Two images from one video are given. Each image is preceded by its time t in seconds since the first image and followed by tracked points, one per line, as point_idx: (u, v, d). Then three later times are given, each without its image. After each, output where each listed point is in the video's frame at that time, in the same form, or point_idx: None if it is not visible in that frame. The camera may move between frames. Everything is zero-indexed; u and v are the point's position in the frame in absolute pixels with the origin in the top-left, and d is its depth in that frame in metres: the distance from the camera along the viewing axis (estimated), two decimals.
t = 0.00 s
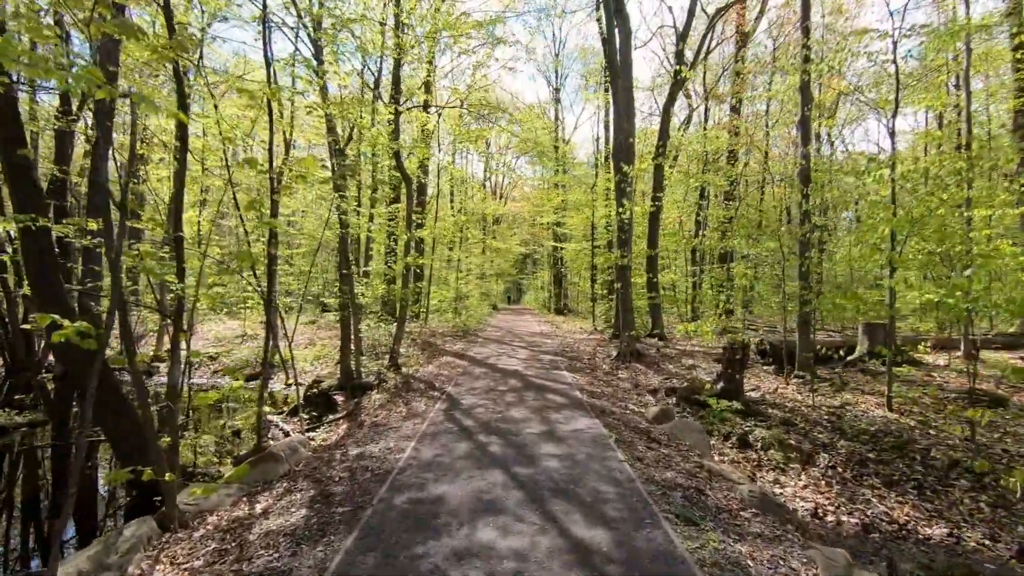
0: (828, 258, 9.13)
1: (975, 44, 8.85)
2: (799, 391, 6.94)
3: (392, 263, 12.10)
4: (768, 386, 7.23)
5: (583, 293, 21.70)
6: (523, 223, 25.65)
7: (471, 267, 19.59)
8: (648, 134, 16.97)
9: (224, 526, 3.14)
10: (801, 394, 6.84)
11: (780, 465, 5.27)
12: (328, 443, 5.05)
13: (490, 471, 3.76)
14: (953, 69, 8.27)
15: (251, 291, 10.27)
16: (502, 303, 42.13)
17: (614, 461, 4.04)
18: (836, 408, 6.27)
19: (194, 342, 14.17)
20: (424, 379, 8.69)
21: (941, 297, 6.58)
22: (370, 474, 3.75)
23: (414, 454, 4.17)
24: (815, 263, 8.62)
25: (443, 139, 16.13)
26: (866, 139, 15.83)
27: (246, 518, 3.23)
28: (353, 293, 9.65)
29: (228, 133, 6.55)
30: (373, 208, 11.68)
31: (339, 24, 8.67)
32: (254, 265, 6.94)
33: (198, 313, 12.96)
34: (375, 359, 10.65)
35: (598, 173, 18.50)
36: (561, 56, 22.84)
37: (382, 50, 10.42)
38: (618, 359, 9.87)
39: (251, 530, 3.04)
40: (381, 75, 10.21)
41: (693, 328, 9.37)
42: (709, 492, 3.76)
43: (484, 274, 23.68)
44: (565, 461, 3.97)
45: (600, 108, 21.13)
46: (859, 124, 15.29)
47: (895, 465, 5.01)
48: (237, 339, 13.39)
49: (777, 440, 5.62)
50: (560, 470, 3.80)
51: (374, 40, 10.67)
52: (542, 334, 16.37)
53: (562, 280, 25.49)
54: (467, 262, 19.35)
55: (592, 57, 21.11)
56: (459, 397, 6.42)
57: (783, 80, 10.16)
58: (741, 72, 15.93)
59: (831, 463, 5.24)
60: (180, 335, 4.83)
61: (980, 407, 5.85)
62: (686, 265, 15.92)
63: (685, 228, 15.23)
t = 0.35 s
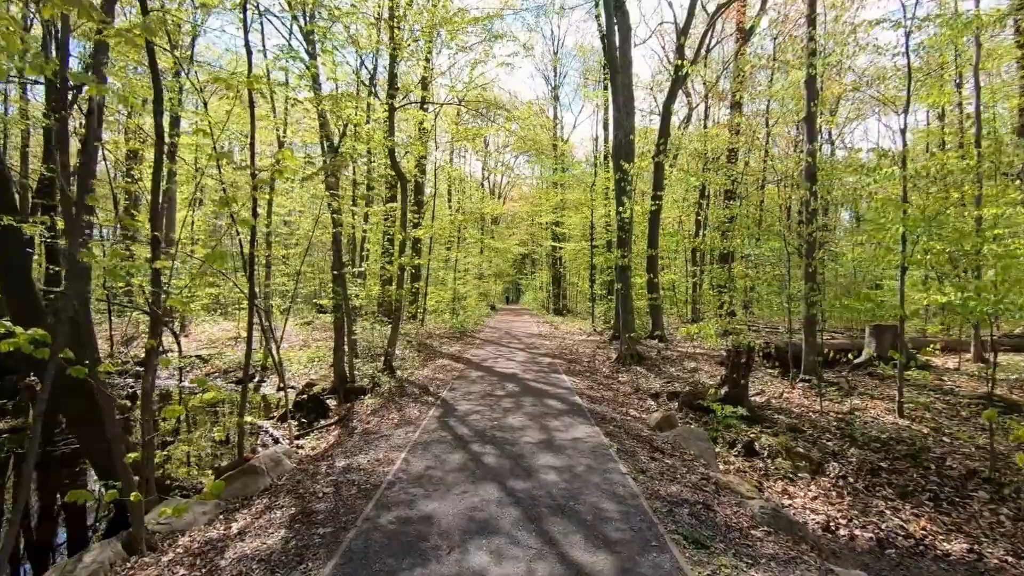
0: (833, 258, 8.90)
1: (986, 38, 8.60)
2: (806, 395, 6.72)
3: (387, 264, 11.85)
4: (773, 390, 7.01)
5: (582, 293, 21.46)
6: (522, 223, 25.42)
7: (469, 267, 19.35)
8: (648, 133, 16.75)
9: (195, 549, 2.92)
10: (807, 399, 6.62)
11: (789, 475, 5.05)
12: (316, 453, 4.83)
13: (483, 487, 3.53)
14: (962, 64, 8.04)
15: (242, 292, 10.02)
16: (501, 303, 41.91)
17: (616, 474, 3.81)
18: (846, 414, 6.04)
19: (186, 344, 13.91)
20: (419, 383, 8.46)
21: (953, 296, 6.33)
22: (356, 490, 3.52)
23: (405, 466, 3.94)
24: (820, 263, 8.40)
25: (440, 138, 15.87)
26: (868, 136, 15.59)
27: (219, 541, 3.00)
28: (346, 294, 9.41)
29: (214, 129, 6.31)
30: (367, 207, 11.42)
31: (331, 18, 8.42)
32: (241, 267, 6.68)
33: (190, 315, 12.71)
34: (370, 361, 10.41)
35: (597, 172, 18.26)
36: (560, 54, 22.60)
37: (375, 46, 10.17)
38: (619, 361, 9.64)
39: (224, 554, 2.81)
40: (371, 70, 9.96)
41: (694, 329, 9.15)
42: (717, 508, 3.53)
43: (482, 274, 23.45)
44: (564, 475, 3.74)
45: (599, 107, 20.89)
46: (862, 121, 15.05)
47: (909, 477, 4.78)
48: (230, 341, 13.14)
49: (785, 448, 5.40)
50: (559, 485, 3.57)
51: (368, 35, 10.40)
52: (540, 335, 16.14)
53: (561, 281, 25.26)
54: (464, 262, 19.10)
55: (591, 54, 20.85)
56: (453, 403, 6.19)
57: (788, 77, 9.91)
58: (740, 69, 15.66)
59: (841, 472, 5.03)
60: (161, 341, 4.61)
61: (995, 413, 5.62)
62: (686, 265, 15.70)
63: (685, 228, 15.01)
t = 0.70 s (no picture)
0: (839, 257, 8.69)
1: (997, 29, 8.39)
2: (814, 397, 6.50)
3: (383, 262, 11.62)
4: (780, 392, 6.81)
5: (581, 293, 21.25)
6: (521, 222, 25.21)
7: (467, 267, 19.14)
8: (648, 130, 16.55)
9: (167, 566, 2.70)
10: (815, 400, 6.41)
11: (799, 480, 4.84)
12: (304, 458, 4.60)
13: (480, 496, 3.31)
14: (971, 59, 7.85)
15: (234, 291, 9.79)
16: (500, 303, 41.72)
17: (621, 482, 3.59)
18: (856, 416, 5.83)
19: (179, 344, 13.66)
20: (415, 384, 8.24)
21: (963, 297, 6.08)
22: (345, 500, 3.30)
23: (396, 473, 3.72)
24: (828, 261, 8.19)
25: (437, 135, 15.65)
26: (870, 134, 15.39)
27: (193, 557, 2.77)
28: (340, 293, 9.17)
29: (202, 122, 6.09)
30: (363, 204, 11.18)
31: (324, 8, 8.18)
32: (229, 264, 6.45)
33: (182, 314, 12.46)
34: (365, 361, 10.18)
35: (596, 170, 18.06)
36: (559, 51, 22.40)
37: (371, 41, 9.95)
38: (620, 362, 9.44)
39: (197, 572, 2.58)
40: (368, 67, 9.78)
41: (697, 329, 8.95)
42: (729, 519, 3.32)
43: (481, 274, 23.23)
44: (565, 484, 3.52)
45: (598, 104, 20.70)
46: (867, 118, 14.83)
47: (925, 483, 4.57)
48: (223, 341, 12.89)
49: (794, 452, 5.19)
50: (560, 494, 3.35)
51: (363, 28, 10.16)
52: (540, 334, 15.92)
53: (560, 280, 25.05)
54: (463, 261, 18.89)
55: (591, 52, 20.65)
56: (449, 405, 5.97)
57: (793, 71, 9.70)
58: (741, 65, 15.44)
59: (854, 477, 4.81)
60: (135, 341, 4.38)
61: (1012, 416, 5.41)
62: (687, 264, 15.49)
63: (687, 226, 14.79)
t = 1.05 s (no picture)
0: (845, 256, 8.47)
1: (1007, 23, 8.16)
2: (823, 402, 6.29)
3: (378, 262, 11.38)
4: (786, 396, 6.59)
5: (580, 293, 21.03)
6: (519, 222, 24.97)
7: (465, 267, 18.91)
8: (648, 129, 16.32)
9: None
10: (824, 405, 6.19)
11: (810, 491, 4.61)
12: (291, 468, 4.36)
13: (474, 514, 3.07)
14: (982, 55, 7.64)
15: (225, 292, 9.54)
16: (498, 303, 41.48)
17: (626, 497, 3.36)
18: (867, 422, 5.61)
19: (170, 345, 13.40)
20: (410, 388, 8.00)
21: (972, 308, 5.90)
22: (329, 518, 3.06)
23: (385, 488, 3.49)
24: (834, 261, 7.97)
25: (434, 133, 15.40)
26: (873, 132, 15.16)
27: None
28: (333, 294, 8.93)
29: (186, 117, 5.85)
30: (357, 202, 10.93)
31: None
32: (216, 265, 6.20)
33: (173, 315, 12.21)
34: (360, 364, 9.94)
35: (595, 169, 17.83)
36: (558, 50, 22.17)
37: (366, 37, 9.71)
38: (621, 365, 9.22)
39: None
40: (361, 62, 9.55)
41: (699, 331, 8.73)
42: (742, 538, 3.09)
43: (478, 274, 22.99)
44: (566, 500, 3.29)
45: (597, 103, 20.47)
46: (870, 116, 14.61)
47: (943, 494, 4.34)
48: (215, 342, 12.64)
49: (804, 460, 4.96)
50: (561, 511, 3.12)
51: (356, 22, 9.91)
52: (538, 335, 15.69)
53: (559, 280, 24.83)
54: (460, 261, 18.65)
55: (589, 50, 20.41)
56: (445, 411, 5.74)
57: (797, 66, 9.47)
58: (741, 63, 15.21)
59: (868, 488, 4.59)
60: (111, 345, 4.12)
61: None
62: (688, 264, 15.28)
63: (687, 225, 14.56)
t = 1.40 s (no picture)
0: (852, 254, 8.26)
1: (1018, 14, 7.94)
2: (833, 404, 6.06)
3: (374, 259, 11.14)
4: (794, 398, 6.37)
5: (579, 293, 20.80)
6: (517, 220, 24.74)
7: (463, 266, 18.66)
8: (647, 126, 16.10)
9: None
10: (833, 407, 5.97)
11: (823, 498, 4.38)
12: (275, 476, 4.12)
13: (469, 528, 2.84)
14: (995, 49, 7.43)
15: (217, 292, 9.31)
16: (496, 302, 41.26)
17: (631, 508, 3.12)
18: (878, 426, 5.39)
19: (161, 345, 13.13)
20: (405, 389, 7.76)
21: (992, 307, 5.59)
22: (312, 533, 2.83)
23: (375, 499, 3.25)
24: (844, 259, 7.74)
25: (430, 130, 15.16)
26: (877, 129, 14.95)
27: None
28: (326, 292, 8.69)
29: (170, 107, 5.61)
30: (352, 199, 10.70)
31: None
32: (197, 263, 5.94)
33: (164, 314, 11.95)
34: (355, 364, 9.70)
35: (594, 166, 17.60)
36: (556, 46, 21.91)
37: (361, 31, 9.47)
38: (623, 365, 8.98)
39: None
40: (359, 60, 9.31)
41: (702, 330, 8.51)
42: (758, 555, 2.86)
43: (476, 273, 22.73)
44: (568, 512, 3.05)
45: (596, 100, 20.22)
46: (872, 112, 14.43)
47: (966, 504, 4.12)
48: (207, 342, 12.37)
49: (815, 465, 4.74)
50: (562, 525, 2.88)
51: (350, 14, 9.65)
52: (537, 335, 15.46)
53: (558, 279, 24.60)
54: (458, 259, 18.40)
55: (588, 46, 20.18)
56: (440, 414, 5.50)
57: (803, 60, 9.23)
58: (743, 60, 15.00)
59: (885, 495, 4.36)
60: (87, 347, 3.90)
61: None
62: (688, 262, 15.07)
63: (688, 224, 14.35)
